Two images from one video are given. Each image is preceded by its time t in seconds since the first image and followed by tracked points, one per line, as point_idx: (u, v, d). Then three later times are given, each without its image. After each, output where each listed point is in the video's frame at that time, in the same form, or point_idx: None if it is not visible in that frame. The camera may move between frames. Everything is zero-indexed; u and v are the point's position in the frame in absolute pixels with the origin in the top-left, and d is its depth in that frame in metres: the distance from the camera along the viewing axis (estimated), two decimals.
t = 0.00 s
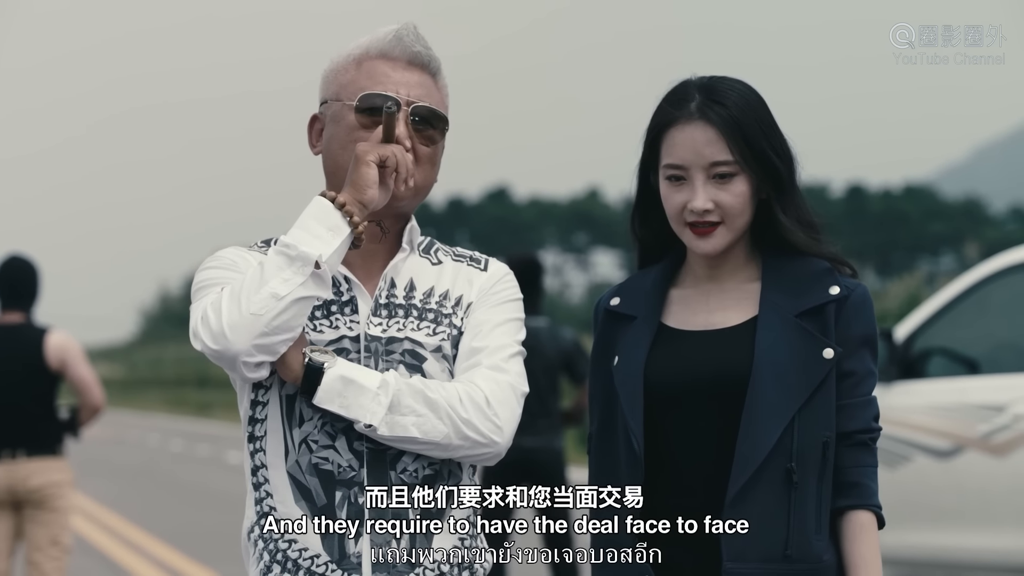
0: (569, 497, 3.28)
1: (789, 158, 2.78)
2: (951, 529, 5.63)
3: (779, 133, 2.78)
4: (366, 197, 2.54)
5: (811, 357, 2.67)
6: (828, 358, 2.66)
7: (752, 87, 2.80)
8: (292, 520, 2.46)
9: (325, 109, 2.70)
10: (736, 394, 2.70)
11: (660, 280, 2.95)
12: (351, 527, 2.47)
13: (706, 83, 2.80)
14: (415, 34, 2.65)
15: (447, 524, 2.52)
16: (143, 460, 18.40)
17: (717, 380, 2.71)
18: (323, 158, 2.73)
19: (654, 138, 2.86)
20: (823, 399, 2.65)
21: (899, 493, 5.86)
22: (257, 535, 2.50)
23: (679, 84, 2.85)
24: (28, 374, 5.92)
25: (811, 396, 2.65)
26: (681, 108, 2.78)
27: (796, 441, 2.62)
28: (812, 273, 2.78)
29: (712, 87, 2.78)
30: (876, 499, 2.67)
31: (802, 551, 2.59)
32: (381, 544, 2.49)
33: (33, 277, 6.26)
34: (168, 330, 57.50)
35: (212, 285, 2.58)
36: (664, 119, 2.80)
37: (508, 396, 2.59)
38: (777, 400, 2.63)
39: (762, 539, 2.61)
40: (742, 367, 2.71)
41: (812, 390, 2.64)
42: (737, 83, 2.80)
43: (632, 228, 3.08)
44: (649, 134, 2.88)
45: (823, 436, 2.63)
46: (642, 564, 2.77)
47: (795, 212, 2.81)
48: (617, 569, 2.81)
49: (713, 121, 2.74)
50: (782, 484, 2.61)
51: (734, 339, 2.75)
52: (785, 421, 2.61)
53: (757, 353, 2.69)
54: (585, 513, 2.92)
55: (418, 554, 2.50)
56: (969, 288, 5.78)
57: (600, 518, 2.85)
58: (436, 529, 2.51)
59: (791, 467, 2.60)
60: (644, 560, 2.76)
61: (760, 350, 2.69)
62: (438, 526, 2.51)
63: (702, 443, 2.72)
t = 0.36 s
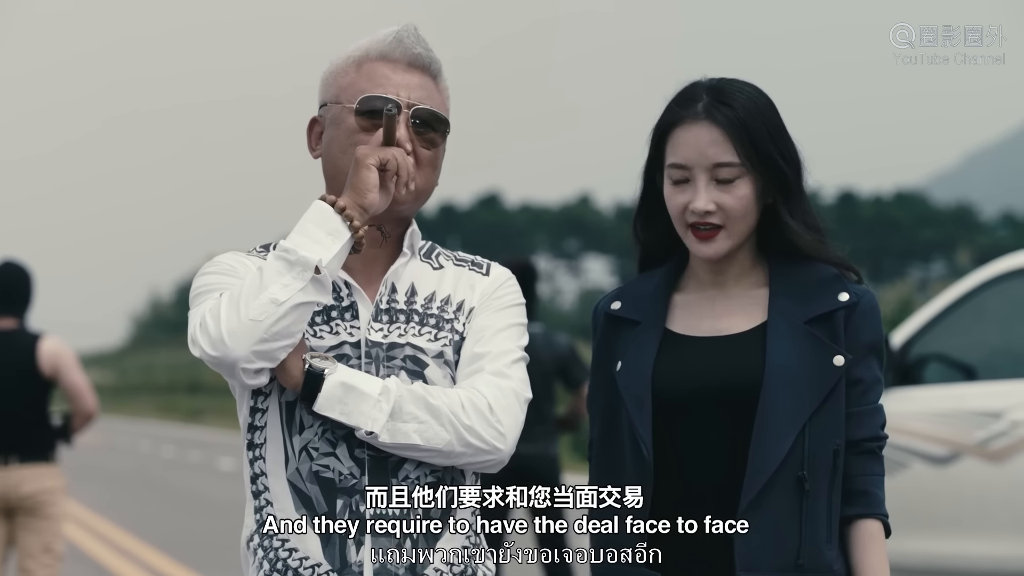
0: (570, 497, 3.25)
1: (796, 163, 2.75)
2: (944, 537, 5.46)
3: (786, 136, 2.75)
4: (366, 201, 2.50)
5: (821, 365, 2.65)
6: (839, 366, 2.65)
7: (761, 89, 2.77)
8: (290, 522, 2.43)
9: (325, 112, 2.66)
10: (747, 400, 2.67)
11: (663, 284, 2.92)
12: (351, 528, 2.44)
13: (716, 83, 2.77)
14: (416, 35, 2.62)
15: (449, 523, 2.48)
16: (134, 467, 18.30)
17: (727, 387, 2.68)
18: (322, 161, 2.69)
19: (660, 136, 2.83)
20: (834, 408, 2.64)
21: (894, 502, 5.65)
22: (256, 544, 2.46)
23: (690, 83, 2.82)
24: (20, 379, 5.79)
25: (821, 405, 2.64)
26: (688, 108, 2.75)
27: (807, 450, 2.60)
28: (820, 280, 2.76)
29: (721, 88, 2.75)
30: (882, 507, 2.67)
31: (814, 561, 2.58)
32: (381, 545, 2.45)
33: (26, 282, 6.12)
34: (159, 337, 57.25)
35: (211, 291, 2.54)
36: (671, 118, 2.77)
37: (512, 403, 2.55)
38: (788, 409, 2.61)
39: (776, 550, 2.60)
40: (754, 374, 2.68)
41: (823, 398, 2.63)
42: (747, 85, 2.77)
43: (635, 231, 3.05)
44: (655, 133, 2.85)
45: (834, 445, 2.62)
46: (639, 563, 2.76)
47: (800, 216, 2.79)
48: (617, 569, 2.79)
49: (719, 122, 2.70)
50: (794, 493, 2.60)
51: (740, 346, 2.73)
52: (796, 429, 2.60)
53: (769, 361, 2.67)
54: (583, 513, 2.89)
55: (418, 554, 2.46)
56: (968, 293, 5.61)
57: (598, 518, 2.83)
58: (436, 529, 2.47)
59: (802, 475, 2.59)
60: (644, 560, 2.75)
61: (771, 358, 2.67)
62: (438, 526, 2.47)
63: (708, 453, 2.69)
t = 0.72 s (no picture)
0: (569, 497, 3.22)
1: (775, 165, 2.72)
2: (939, 542, 5.36)
3: (766, 141, 2.72)
4: (367, 203, 2.47)
5: (828, 370, 2.63)
6: (845, 370, 2.62)
7: (754, 93, 2.75)
8: (290, 522, 2.39)
9: (324, 112, 2.63)
10: (753, 406, 2.64)
11: (665, 284, 2.89)
12: (351, 527, 2.41)
13: (706, 84, 2.80)
14: (416, 35, 2.59)
15: (450, 523, 2.45)
16: (123, 471, 18.18)
17: (731, 391, 2.65)
18: (322, 162, 2.66)
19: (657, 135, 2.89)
20: (840, 415, 2.62)
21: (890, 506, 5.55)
22: (256, 550, 2.42)
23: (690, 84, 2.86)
24: (13, 383, 5.66)
25: (827, 410, 2.61)
26: (674, 106, 2.80)
27: (813, 457, 2.58)
28: (824, 285, 2.74)
29: (706, 89, 2.77)
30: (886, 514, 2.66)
31: (822, 568, 2.56)
32: (381, 546, 2.41)
33: (17, 285, 6.02)
34: (151, 341, 57.08)
35: (210, 293, 2.51)
36: (659, 116, 2.84)
37: (514, 407, 2.52)
38: (794, 414, 2.59)
39: (784, 559, 2.57)
40: (759, 379, 2.65)
41: (830, 403, 2.61)
42: (735, 86, 2.77)
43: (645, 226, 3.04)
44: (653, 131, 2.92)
45: (840, 452, 2.60)
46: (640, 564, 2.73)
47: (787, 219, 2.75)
48: (616, 569, 2.77)
49: (691, 120, 2.73)
50: (802, 501, 2.58)
51: (745, 350, 2.70)
52: (803, 434, 2.58)
53: (776, 366, 2.63)
54: (583, 513, 2.87)
55: (418, 554, 2.42)
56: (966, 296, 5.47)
57: (597, 517, 2.82)
58: (436, 529, 2.44)
59: (810, 482, 2.57)
60: (644, 560, 2.72)
61: (778, 363, 2.64)
62: (438, 526, 2.44)
63: (712, 459, 2.67)
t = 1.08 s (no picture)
0: (570, 496, 3.21)
1: (769, 166, 2.69)
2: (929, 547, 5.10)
3: (760, 142, 2.69)
4: (367, 205, 2.44)
5: (823, 376, 2.60)
6: (840, 377, 2.60)
7: (749, 93, 2.72)
8: (289, 523, 2.37)
9: (324, 113, 2.60)
10: (743, 411, 2.63)
11: (669, 288, 2.87)
12: (351, 527, 2.37)
13: (702, 85, 2.78)
14: (418, 36, 2.56)
15: (451, 524, 2.43)
16: (115, 475, 18.12)
17: (724, 396, 2.64)
18: (322, 164, 2.64)
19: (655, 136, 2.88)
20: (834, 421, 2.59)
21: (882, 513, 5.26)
22: (254, 556, 2.39)
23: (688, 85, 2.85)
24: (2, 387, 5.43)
25: (821, 417, 2.59)
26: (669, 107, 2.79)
27: (804, 463, 2.55)
28: (824, 289, 2.71)
29: (701, 90, 2.75)
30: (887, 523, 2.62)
31: None
32: (381, 546, 2.39)
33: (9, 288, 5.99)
34: (143, 345, 56.99)
35: (208, 296, 2.48)
36: (655, 118, 2.82)
37: (516, 412, 2.50)
38: (785, 420, 2.57)
39: (772, 566, 2.55)
40: (747, 384, 2.63)
41: (824, 408, 2.58)
42: (731, 86, 2.74)
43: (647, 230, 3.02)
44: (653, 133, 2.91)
45: (834, 459, 2.57)
46: (638, 563, 2.73)
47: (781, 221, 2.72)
48: (614, 569, 2.76)
49: (684, 121, 2.72)
50: (791, 509, 2.55)
51: (744, 355, 2.68)
52: (795, 440, 2.55)
53: (766, 372, 2.62)
54: (584, 514, 2.86)
55: (418, 554, 2.40)
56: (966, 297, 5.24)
57: (599, 517, 2.79)
58: (436, 529, 2.41)
59: (800, 490, 2.55)
60: (645, 560, 2.71)
61: (770, 368, 2.62)
62: (438, 526, 2.41)
63: (709, 464, 2.65)
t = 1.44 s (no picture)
0: (572, 496, 3.20)
1: (776, 167, 2.68)
2: (927, 549, 4.98)
3: (767, 143, 2.68)
4: (371, 206, 2.43)
5: (829, 378, 2.59)
6: (847, 379, 2.58)
7: (756, 93, 2.70)
8: (289, 523, 2.35)
9: (327, 113, 2.59)
10: (749, 414, 2.61)
11: (674, 290, 2.86)
12: (351, 527, 2.36)
13: (707, 87, 2.77)
14: (421, 35, 2.55)
15: (455, 526, 2.41)
16: (111, 478, 18.05)
17: (725, 399, 2.63)
18: (324, 165, 2.62)
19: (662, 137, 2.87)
20: (840, 424, 2.57)
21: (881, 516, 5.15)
22: (255, 559, 2.37)
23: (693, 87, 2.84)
24: None
25: (826, 419, 2.57)
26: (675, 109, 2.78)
27: (810, 466, 2.54)
28: (830, 291, 2.69)
29: (706, 92, 2.74)
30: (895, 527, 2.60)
31: None
32: (380, 547, 2.36)
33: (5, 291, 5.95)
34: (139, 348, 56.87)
35: (209, 297, 2.46)
36: (661, 119, 2.81)
37: (519, 414, 2.48)
38: (789, 422, 2.55)
39: (776, 569, 2.53)
40: (753, 387, 2.62)
41: (830, 410, 2.56)
42: (737, 87, 2.73)
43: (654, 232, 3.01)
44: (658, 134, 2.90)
45: (839, 462, 2.55)
46: (640, 564, 2.71)
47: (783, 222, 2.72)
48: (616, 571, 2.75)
49: (690, 123, 2.71)
50: (796, 512, 2.54)
51: (748, 358, 2.67)
52: (800, 443, 2.54)
53: (770, 376, 2.61)
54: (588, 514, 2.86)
55: (420, 557, 2.37)
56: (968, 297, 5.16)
57: (603, 517, 2.78)
58: (437, 530, 2.39)
59: (805, 493, 2.53)
60: (644, 560, 2.70)
61: (774, 371, 2.61)
62: (438, 526, 2.40)
63: (714, 466, 2.64)
